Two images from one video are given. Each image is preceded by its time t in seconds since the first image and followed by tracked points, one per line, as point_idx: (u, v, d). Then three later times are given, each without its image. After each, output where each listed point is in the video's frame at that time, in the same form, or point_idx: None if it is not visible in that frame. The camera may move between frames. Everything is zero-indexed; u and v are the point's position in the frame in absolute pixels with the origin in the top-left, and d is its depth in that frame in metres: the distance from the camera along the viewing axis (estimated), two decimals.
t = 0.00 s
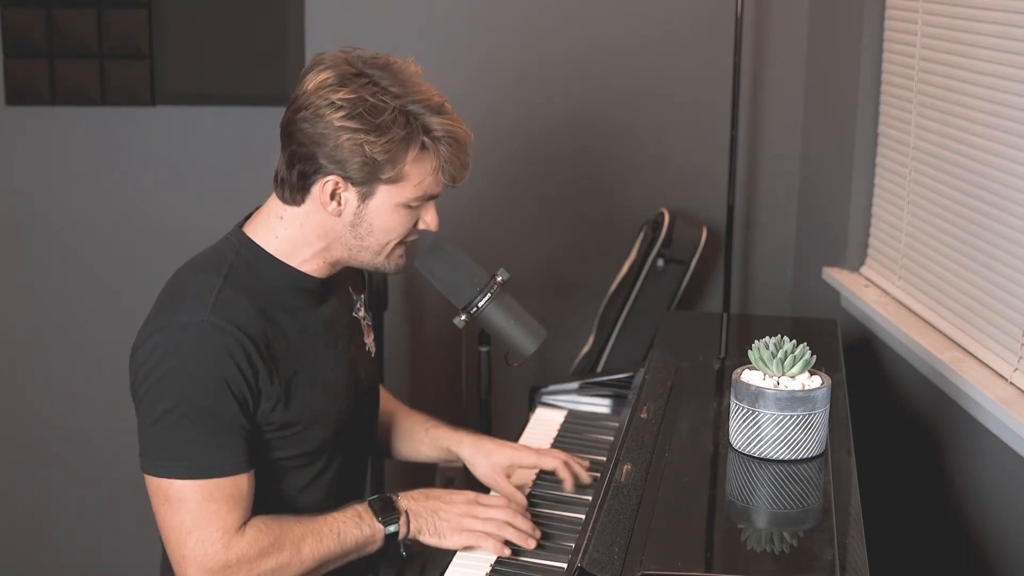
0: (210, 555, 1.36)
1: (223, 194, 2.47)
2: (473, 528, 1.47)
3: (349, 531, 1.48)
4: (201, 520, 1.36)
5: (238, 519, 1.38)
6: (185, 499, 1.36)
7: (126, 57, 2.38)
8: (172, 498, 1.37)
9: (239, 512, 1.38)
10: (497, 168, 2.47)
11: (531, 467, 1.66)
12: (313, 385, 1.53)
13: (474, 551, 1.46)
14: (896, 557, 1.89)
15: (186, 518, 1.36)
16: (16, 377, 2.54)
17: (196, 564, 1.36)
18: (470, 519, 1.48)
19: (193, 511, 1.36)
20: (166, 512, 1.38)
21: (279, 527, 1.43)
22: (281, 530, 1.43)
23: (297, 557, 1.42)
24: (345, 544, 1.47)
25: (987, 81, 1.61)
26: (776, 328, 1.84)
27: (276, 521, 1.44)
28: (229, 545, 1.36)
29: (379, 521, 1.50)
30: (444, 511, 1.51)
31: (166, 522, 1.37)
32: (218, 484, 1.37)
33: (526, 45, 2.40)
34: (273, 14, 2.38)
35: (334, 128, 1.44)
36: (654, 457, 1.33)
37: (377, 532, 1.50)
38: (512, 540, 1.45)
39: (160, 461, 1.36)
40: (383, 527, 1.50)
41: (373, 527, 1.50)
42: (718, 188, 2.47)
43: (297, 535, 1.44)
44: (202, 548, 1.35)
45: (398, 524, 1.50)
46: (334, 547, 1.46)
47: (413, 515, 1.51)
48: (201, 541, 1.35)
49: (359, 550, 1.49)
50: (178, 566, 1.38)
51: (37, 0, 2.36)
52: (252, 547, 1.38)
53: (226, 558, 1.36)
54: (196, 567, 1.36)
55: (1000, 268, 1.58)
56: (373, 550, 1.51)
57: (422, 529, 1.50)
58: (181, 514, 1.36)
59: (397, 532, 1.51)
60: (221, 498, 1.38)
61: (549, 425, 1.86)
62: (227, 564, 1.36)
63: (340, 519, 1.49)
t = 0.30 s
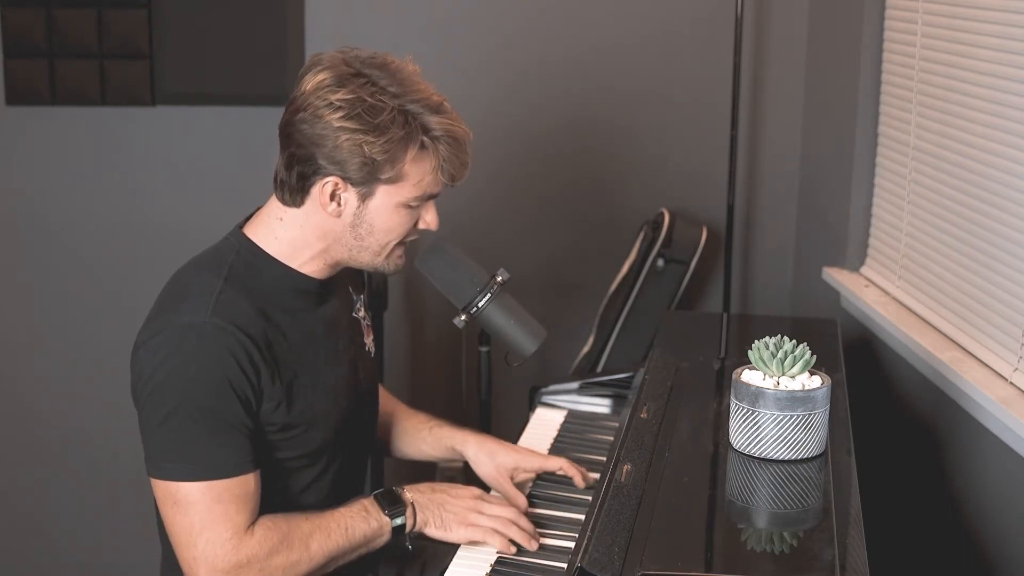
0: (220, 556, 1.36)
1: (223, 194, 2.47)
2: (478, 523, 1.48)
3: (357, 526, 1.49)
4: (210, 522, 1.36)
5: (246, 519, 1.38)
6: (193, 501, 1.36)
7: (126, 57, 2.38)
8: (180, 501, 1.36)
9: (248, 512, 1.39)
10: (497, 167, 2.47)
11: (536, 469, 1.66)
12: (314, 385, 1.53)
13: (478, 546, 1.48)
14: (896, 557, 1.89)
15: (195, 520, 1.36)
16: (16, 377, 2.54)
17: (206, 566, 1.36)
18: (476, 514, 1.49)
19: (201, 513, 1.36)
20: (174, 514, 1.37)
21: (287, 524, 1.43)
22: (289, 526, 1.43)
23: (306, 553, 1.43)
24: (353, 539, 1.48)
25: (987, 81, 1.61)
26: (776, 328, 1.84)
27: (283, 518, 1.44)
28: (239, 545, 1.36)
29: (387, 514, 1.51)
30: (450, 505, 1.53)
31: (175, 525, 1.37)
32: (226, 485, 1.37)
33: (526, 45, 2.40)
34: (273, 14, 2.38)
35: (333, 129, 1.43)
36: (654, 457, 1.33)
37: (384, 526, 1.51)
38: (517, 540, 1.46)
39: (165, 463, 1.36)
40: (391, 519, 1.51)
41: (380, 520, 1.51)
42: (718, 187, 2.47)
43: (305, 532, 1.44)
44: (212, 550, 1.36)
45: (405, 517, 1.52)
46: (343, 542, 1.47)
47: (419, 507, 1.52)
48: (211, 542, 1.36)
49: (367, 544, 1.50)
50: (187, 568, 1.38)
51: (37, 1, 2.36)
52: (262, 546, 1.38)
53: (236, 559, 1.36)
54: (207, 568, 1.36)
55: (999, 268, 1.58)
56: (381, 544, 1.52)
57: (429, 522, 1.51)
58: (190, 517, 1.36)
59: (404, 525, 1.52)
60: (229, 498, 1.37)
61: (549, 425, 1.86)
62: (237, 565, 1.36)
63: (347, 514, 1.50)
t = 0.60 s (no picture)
0: (215, 558, 1.36)
1: (223, 194, 2.47)
2: (472, 529, 1.48)
3: (351, 531, 1.50)
4: (206, 523, 1.36)
5: (242, 522, 1.38)
6: (188, 502, 1.36)
7: (126, 57, 2.38)
8: (176, 502, 1.36)
9: (243, 515, 1.39)
10: (497, 167, 2.47)
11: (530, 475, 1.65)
12: (315, 387, 1.53)
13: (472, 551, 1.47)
14: (896, 557, 1.89)
15: (190, 521, 1.36)
16: (16, 377, 2.54)
17: (200, 567, 1.36)
18: (470, 520, 1.49)
19: (197, 514, 1.36)
20: (170, 516, 1.37)
21: (281, 528, 1.44)
22: (284, 530, 1.44)
23: (300, 557, 1.43)
24: (346, 545, 1.48)
25: (987, 81, 1.61)
26: (776, 328, 1.84)
27: (278, 523, 1.45)
28: (234, 548, 1.36)
29: (380, 521, 1.52)
30: (443, 512, 1.53)
31: (170, 526, 1.37)
32: (222, 487, 1.37)
33: (526, 45, 2.40)
34: (273, 14, 2.38)
35: (340, 133, 1.43)
36: (654, 457, 1.34)
37: (377, 533, 1.52)
38: (512, 540, 1.45)
39: (164, 464, 1.36)
40: (384, 527, 1.52)
41: (374, 527, 1.51)
42: (718, 187, 2.47)
43: (300, 536, 1.45)
44: (207, 551, 1.35)
45: (398, 525, 1.52)
46: (336, 547, 1.47)
47: (413, 515, 1.53)
48: (206, 544, 1.35)
49: (360, 550, 1.51)
50: (181, 569, 1.38)
51: (37, 1, 2.36)
52: (257, 550, 1.38)
53: (231, 561, 1.36)
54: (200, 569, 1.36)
55: (1000, 268, 1.58)
56: (374, 550, 1.53)
57: (422, 529, 1.52)
58: (185, 518, 1.36)
59: (398, 532, 1.53)
60: (225, 500, 1.37)
61: (549, 425, 1.86)
62: (232, 567, 1.36)
63: (341, 520, 1.50)
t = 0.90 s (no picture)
0: (225, 558, 1.36)
1: (223, 194, 2.47)
2: (482, 527, 1.48)
3: (360, 530, 1.50)
4: (216, 524, 1.36)
5: (251, 522, 1.38)
6: (198, 503, 1.36)
7: (126, 57, 2.38)
8: (186, 503, 1.36)
9: (252, 515, 1.39)
10: (497, 167, 2.47)
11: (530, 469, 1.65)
12: (318, 388, 1.53)
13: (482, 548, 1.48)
14: (896, 557, 1.89)
15: (200, 522, 1.36)
16: (16, 377, 2.54)
17: (211, 568, 1.36)
18: (479, 518, 1.50)
19: (207, 515, 1.36)
20: (179, 517, 1.37)
21: (291, 528, 1.44)
22: (294, 530, 1.44)
23: (311, 557, 1.43)
24: (356, 544, 1.49)
25: (987, 81, 1.61)
26: (776, 328, 1.84)
27: (288, 522, 1.45)
28: (245, 548, 1.36)
29: (389, 521, 1.53)
30: (452, 510, 1.53)
31: (180, 527, 1.37)
32: (230, 488, 1.37)
33: (526, 45, 2.40)
34: (273, 14, 2.38)
35: (341, 130, 1.44)
36: (655, 457, 1.34)
37: (386, 532, 1.52)
38: (523, 536, 1.46)
39: (168, 464, 1.36)
40: (393, 526, 1.53)
41: (383, 526, 1.52)
42: (718, 187, 2.47)
43: (310, 536, 1.45)
44: (218, 551, 1.36)
45: (407, 524, 1.53)
46: (347, 546, 1.47)
47: (421, 514, 1.53)
48: (216, 545, 1.36)
49: (370, 549, 1.51)
50: (192, 569, 1.38)
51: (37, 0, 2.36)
52: (267, 550, 1.38)
53: (241, 561, 1.36)
54: (212, 571, 1.36)
55: (1000, 268, 1.58)
56: (383, 549, 1.53)
57: (431, 528, 1.52)
58: (195, 519, 1.36)
59: (407, 530, 1.54)
60: (234, 501, 1.37)
61: (549, 425, 1.86)
62: (243, 567, 1.36)
63: (351, 518, 1.51)
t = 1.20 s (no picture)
0: (222, 557, 1.36)
1: (223, 194, 2.47)
2: (480, 513, 1.48)
3: (357, 521, 1.49)
4: (213, 522, 1.36)
5: (248, 520, 1.38)
6: (194, 501, 1.36)
7: (126, 57, 2.38)
8: (183, 502, 1.36)
9: (249, 513, 1.38)
10: (497, 167, 2.47)
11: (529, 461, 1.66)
12: (315, 387, 1.53)
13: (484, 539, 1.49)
14: (896, 557, 1.89)
15: (197, 521, 1.36)
16: (16, 377, 2.54)
17: (208, 566, 1.36)
18: (477, 505, 1.49)
19: (204, 513, 1.36)
20: (177, 515, 1.37)
21: (287, 522, 1.43)
22: (290, 525, 1.43)
23: (308, 551, 1.43)
24: (353, 535, 1.48)
25: (987, 81, 1.61)
26: (776, 328, 1.84)
27: (283, 516, 1.44)
28: (241, 546, 1.36)
29: (385, 509, 1.51)
30: (451, 496, 1.53)
31: (176, 526, 1.37)
32: (227, 487, 1.37)
33: (526, 45, 2.40)
34: (273, 14, 2.38)
35: (343, 117, 1.45)
36: (654, 457, 1.34)
37: (383, 520, 1.51)
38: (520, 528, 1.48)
39: (166, 464, 1.35)
40: (390, 514, 1.52)
41: (380, 515, 1.51)
42: (719, 187, 2.47)
43: (306, 530, 1.44)
44: (215, 550, 1.35)
45: (404, 510, 1.52)
46: (344, 538, 1.47)
47: (419, 500, 1.53)
48: (213, 545, 1.35)
49: (367, 539, 1.50)
50: (190, 568, 1.38)
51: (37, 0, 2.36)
52: (264, 547, 1.38)
53: (238, 560, 1.36)
54: (209, 569, 1.36)
55: (1000, 268, 1.58)
56: (381, 538, 1.52)
57: (429, 514, 1.51)
58: (192, 518, 1.36)
59: (404, 517, 1.52)
60: (231, 499, 1.37)
61: (549, 425, 1.86)
62: (240, 565, 1.36)
63: (347, 509, 1.50)
